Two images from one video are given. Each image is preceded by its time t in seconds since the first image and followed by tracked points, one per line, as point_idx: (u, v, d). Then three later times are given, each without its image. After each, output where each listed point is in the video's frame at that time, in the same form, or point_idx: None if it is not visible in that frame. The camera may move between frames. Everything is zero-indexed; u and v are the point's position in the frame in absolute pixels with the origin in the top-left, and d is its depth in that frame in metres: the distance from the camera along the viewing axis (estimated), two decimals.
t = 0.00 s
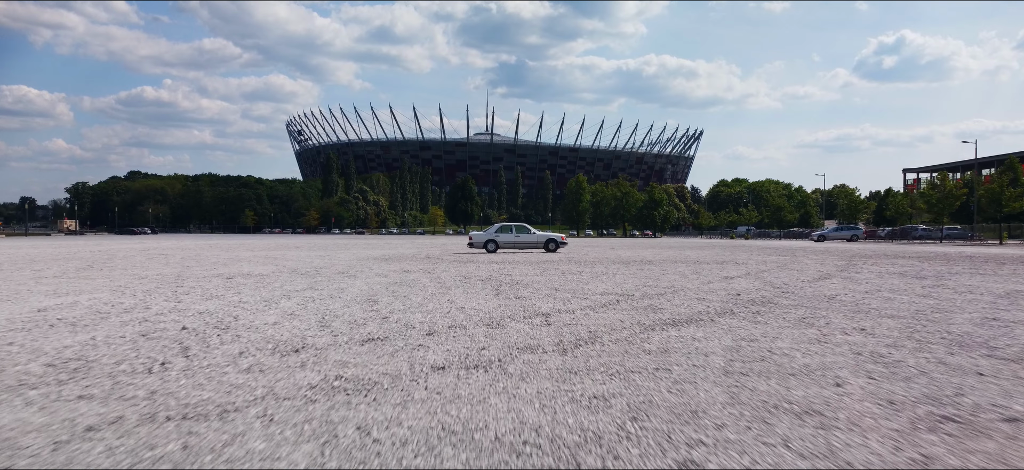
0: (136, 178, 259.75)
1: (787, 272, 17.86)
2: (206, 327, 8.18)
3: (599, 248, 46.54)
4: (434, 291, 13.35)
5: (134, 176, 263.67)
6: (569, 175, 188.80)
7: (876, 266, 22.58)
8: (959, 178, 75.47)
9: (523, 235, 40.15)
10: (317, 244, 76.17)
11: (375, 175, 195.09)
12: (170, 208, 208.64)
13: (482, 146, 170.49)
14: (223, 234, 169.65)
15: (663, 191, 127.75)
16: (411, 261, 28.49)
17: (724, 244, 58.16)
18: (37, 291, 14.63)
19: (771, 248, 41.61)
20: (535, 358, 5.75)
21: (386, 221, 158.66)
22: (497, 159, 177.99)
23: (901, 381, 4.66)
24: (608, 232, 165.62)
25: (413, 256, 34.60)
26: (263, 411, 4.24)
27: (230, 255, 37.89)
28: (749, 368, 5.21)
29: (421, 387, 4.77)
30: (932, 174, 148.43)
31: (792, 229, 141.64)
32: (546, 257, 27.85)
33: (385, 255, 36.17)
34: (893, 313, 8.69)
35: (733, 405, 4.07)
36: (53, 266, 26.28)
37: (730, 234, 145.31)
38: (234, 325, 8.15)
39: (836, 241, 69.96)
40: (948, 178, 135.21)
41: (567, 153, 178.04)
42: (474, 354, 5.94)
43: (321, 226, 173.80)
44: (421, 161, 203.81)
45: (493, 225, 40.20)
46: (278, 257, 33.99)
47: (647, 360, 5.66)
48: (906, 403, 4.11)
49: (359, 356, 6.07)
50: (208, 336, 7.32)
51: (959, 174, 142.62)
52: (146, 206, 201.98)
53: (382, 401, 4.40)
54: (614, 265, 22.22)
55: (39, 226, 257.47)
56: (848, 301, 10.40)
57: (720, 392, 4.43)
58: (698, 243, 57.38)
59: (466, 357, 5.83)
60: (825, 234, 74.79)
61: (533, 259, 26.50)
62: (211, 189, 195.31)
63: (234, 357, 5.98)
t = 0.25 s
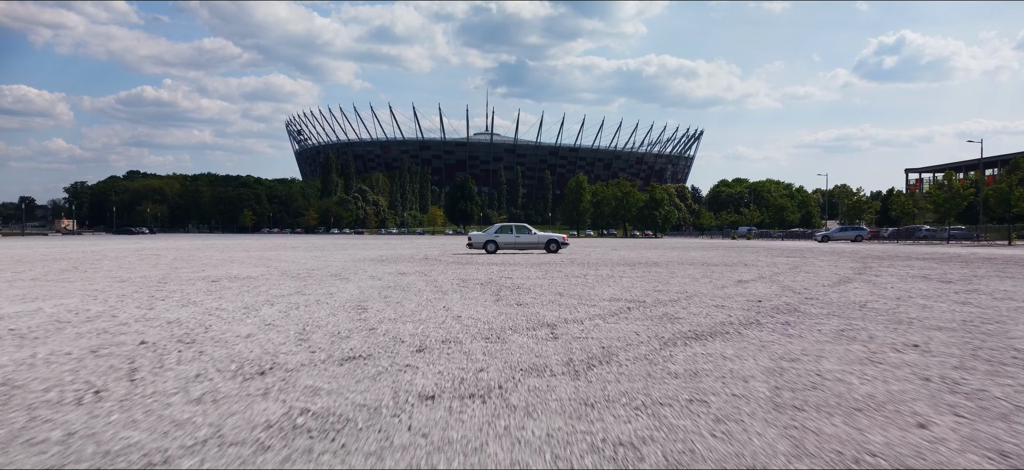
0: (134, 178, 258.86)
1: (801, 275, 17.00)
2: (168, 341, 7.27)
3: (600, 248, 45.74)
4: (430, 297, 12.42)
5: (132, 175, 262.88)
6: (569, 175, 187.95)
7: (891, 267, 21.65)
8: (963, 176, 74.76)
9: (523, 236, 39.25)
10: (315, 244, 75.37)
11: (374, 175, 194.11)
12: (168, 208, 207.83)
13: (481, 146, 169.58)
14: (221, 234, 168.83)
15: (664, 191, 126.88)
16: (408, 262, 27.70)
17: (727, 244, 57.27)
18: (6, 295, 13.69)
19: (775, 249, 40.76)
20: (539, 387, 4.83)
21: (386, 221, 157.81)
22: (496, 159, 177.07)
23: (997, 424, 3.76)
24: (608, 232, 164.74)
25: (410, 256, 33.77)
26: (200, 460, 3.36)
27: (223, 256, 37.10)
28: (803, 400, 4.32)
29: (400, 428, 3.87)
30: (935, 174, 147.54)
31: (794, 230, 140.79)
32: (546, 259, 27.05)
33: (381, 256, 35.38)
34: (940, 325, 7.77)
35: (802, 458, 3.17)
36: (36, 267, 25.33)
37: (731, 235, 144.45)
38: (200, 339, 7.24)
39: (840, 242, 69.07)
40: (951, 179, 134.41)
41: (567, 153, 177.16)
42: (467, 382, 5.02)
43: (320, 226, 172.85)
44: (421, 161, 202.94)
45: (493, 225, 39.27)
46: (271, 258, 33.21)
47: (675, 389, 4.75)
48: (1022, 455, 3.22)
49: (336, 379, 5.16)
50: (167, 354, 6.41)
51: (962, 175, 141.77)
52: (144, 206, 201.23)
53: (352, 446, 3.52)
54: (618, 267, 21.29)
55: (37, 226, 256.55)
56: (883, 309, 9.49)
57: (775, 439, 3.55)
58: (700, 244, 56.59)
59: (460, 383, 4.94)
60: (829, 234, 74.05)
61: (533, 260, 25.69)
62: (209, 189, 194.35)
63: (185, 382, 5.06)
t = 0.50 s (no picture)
0: (133, 178, 258.04)
1: (820, 279, 16.05)
2: (113, 359, 6.28)
3: (602, 250, 44.81)
4: (425, 303, 11.44)
5: (131, 175, 262.18)
6: (570, 175, 187.03)
7: (910, 270, 20.66)
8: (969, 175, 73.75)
9: (524, 238, 38.30)
10: (314, 245, 74.65)
11: (374, 175, 193.20)
12: (167, 207, 207.13)
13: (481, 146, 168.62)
14: (219, 234, 168.00)
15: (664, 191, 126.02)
16: (406, 263, 26.82)
17: (729, 245, 56.31)
18: None
19: (782, 250, 39.84)
20: (543, 434, 3.86)
21: (385, 221, 156.83)
22: (496, 159, 176.08)
23: None
24: (608, 232, 163.66)
25: (407, 257, 32.89)
26: None
27: (215, 257, 36.20)
28: (890, 458, 3.33)
29: None
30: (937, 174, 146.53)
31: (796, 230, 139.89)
32: (547, 260, 26.19)
33: (377, 256, 34.51)
34: (1006, 342, 6.76)
35: None
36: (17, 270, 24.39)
37: (732, 235, 143.55)
38: (153, 358, 6.27)
39: (845, 244, 68.05)
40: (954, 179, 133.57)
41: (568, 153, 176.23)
42: (457, 424, 4.07)
43: (318, 226, 171.85)
44: (420, 161, 202.10)
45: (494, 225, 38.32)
46: (264, 260, 32.32)
47: (719, 435, 3.78)
48: None
49: (297, 418, 4.19)
50: (104, 377, 5.47)
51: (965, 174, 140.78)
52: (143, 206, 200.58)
53: None
54: (625, 269, 20.31)
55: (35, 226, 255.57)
56: (926, 321, 8.48)
57: None
58: (704, 245, 55.70)
59: (450, 425, 4.01)
60: (833, 234, 73.08)
61: (534, 263, 24.79)
62: (208, 189, 193.39)
63: (113, 421, 4.11)
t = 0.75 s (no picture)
0: (131, 178, 257.17)
1: (840, 284, 15.05)
2: (36, 386, 5.25)
3: (603, 251, 43.81)
4: (418, 313, 10.43)
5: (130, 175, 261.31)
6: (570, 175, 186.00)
7: (931, 272, 19.64)
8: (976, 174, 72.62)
9: (524, 239, 37.30)
10: (311, 246, 73.75)
11: (373, 175, 192.23)
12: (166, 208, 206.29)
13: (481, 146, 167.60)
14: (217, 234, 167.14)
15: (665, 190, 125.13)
16: (402, 265, 25.89)
17: (732, 246, 55.24)
18: None
19: (790, 251, 38.83)
20: None
21: (384, 221, 155.80)
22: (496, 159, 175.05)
23: None
24: (609, 232, 162.63)
25: (404, 259, 31.91)
26: None
27: (208, 258, 35.24)
28: None
29: None
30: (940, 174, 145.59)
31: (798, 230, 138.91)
32: (548, 263, 25.22)
33: (373, 258, 33.54)
34: None
35: None
36: None
37: (733, 235, 142.60)
38: (86, 386, 5.25)
39: (850, 245, 67.06)
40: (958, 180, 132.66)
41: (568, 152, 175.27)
42: None
43: (317, 226, 170.85)
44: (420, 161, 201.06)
45: (493, 225, 37.19)
46: (256, 261, 31.39)
47: None
48: None
49: None
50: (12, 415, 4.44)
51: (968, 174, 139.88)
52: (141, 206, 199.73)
53: None
54: (631, 272, 19.33)
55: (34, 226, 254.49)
56: (981, 337, 7.46)
57: None
58: (707, 245, 54.70)
59: None
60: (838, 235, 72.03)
61: (534, 265, 23.83)
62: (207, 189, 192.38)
63: None
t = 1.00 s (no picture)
0: (131, 178, 256.35)
1: (865, 289, 14.03)
2: None
3: (605, 252, 42.80)
4: (408, 323, 9.40)
5: (129, 175, 260.63)
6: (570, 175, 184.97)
7: (953, 274, 18.63)
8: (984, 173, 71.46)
9: (523, 241, 36.25)
10: (308, 246, 73.22)
11: (372, 175, 191.20)
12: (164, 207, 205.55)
13: (481, 145, 166.54)
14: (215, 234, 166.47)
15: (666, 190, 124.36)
16: (402, 267, 24.97)
17: (736, 246, 54.27)
18: None
19: (797, 252, 37.76)
20: None
21: (383, 221, 154.78)
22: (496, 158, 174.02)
23: None
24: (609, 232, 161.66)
25: (402, 260, 31.01)
26: None
27: (200, 260, 34.31)
28: None
29: None
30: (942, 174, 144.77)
31: (800, 230, 138.07)
32: (550, 265, 24.24)
33: (370, 260, 32.64)
34: None
35: None
36: None
37: (735, 235, 141.86)
38: None
39: (855, 245, 66.03)
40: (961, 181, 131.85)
41: (568, 152, 174.27)
42: None
43: (316, 226, 169.81)
44: (420, 161, 200.05)
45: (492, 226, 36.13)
46: (249, 263, 30.49)
47: None
48: None
49: None
50: None
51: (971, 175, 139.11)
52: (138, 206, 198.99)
53: None
54: (637, 276, 18.34)
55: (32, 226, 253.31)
56: None
57: None
58: (710, 247, 53.88)
59: None
60: (842, 235, 70.88)
61: (537, 267, 22.92)
62: (205, 189, 191.31)
63: None
